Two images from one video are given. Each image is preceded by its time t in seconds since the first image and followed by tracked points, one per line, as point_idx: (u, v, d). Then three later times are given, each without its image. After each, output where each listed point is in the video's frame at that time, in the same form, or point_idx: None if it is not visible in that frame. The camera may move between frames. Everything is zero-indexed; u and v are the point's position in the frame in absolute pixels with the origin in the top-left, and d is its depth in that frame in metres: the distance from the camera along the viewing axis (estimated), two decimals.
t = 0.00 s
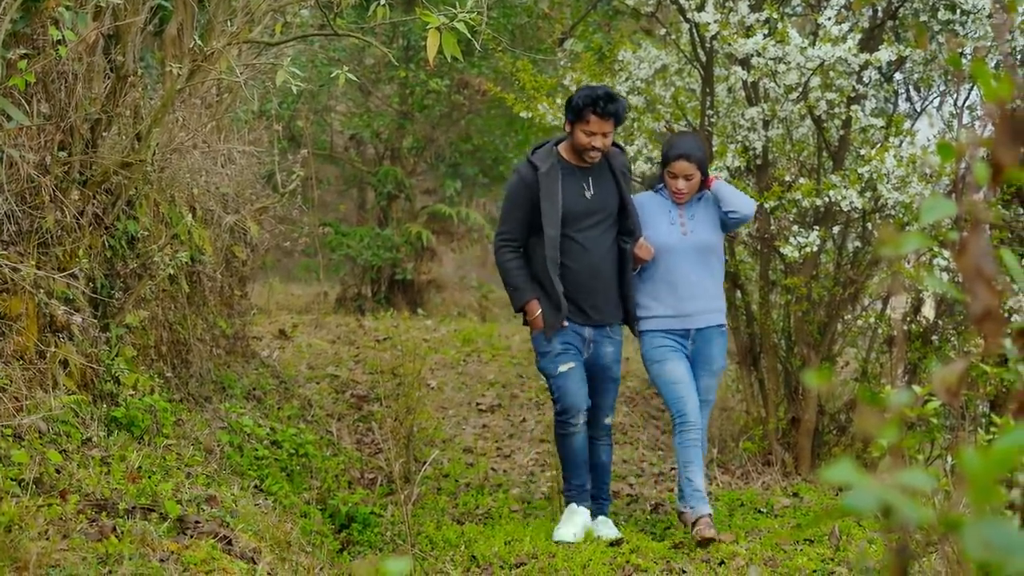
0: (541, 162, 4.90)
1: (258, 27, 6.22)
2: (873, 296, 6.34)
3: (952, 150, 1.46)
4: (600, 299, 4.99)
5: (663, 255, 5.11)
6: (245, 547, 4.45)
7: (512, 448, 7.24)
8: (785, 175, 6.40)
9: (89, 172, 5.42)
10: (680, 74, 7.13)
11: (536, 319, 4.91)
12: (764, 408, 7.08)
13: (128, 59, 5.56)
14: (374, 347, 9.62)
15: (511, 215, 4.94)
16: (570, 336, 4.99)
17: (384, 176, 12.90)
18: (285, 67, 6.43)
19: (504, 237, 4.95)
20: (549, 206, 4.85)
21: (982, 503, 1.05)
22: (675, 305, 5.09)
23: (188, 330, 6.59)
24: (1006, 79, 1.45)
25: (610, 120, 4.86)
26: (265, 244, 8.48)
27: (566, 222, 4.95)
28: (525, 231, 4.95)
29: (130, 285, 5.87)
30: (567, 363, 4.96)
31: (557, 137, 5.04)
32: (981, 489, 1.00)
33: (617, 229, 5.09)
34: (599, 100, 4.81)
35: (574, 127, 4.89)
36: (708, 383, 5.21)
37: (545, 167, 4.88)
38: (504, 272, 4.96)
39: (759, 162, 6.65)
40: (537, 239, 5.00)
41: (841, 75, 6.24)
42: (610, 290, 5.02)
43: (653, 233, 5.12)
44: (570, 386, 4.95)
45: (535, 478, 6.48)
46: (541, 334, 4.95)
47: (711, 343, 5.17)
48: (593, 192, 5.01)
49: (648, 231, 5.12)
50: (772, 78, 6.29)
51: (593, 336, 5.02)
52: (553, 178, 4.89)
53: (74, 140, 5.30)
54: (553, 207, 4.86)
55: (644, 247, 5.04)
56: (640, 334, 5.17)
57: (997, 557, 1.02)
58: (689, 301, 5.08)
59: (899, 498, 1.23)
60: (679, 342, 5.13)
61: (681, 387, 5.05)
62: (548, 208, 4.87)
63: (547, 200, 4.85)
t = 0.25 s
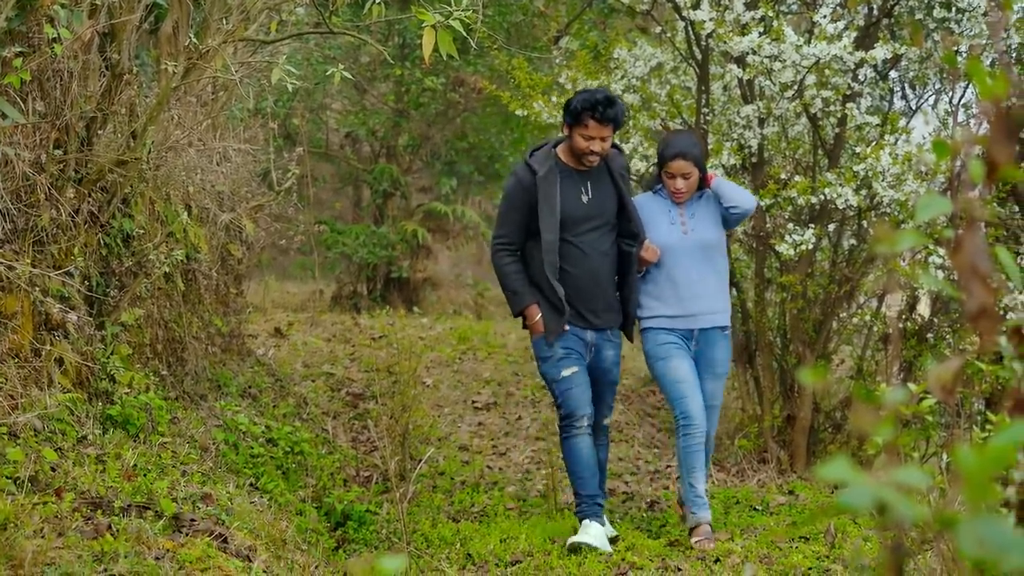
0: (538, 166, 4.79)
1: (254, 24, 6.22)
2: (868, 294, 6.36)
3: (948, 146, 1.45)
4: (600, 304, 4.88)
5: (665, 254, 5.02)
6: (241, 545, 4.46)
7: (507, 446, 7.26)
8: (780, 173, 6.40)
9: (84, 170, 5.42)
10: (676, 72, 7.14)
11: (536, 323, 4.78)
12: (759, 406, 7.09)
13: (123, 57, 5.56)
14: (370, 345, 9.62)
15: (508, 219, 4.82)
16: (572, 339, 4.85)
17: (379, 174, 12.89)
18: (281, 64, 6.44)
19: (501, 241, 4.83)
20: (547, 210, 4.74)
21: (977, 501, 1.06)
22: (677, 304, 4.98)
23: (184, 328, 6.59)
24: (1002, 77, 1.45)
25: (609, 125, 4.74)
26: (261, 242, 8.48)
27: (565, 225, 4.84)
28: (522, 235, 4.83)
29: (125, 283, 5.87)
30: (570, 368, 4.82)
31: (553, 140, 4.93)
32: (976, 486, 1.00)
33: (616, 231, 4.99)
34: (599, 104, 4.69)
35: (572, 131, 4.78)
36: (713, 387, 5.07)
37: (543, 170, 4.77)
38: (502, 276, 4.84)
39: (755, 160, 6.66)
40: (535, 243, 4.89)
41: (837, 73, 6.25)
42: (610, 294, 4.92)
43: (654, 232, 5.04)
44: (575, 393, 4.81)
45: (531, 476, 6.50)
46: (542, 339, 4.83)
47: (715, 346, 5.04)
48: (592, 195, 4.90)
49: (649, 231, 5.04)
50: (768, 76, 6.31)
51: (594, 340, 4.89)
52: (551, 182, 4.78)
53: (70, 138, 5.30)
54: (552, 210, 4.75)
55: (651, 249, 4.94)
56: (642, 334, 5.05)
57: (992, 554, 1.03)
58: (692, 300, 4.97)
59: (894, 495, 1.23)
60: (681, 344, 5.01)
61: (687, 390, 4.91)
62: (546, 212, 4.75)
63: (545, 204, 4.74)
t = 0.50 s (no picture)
0: (530, 170, 4.66)
1: (249, 24, 6.21)
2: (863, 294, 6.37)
3: (943, 147, 1.45)
4: (602, 306, 4.78)
5: (665, 249, 4.95)
6: (236, 545, 4.45)
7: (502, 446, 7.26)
8: (775, 173, 6.39)
9: (79, 170, 5.41)
10: (670, 72, 7.13)
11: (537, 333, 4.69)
12: (754, 406, 7.10)
13: (118, 57, 5.55)
14: (365, 345, 9.62)
15: (503, 226, 4.70)
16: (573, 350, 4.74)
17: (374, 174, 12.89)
18: (276, 65, 6.44)
19: (497, 250, 4.71)
20: (543, 215, 4.62)
21: (972, 502, 1.06)
22: (677, 300, 4.92)
23: (179, 329, 6.58)
24: (996, 77, 1.44)
25: (597, 123, 4.63)
26: (256, 242, 8.48)
27: (561, 228, 4.73)
28: (519, 241, 4.72)
29: (120, 283, 5.87)
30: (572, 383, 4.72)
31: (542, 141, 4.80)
32: (971, 486, 1.01)
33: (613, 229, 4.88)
34: (585, 103, 4.57)
35: (559, 131, 4.66)
36: (718, 380, 4.99)
37: (535, 174, 4.64)
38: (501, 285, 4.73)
39: (749, 160, 6.66)
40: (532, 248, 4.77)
41: (832, 73, 6.25)
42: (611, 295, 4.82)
43: (653, 226, 4.96)
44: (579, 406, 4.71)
45: (526, 476, 6.50)
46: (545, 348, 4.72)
47: (716, 339, 4.97)
48: (586, 194, 4.78)
49: (649, 225, 4.96)
50: (763, 76, 6.32)
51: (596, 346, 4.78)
52: (544, 185, 4.66)
53: (64, 138, 5.29)
54: (547, 214, 4.63)
55: (652, 244, 4.85)
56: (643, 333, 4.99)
57: (986, 553, 1.03)
58: (691, 295, 4.91)
59: (889, 496, 1.23)
60: (683, 337, 4.93)
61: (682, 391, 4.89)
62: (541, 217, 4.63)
63: (541, 209, 4.61)
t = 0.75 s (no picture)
0: (519, 164, 4.59)
1: (244, 25, 6.21)
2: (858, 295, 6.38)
3: (937, 148, 1.46)
4: (600, 300, 4.66)
5: (665, 242, 4.86)
6: (231, 547, 4.45)
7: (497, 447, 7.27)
8: (771, 175, 6.38)
9: (74, 172, 5.41)
10: (665, 73, 7.17)
11: (532, 333, 4.59)
12: (750, 407, 7.12)
13: (113, 59, 5.55)
14: (360, 346, 9.62)
15: (496, 224, 4.62)
16: (571, 351, 4.64)
17: (369, 176, 12.88)
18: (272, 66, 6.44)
19: (492, 248, 4.63)
20: (535, 208, 4.53)
21: (965, 503, 1.04)
22: (677, 295, 4.82)
23: (174, 330, 6.58)
24: (990, 78, 1.43)
25: (582, 114, 4.54)
26: (251, 244, 8.48)
27: (553, 223, 4.63)
28: (513, 238, 4.63)
29: (116, 285, 5.87)
30: (567, 387, 4.63)
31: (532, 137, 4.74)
32: (964, 487, 1.00)
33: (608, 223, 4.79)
34: (567, 94, 4.49)
35: (545, 125, 4.59)
36: (719, 365, 4.84)
37: (524, 168, 4.57)
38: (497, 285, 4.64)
39: (745, 162, 6.69)
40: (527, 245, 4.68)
41: (827, 74, 6.27)
42: (609, 290, 4.70)
43: (653, 219, 4.88)
44: (575, 409, 4.64)
45: (522, 477, 6.52)
46: (544, 348, 4.62)
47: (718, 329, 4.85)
48: (579, 187, 4.69)
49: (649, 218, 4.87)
50: (758, 77, 6.34)
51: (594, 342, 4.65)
52: (535, 179, 4.58)
53: (59, 139, 5.29)
54: (538, 208, 4.54)
55: (650, 232, 4.77)
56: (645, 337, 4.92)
57: (979, 555, 1.01)
58: (690, 288, 4.82)
59: (883, 497, 1.21)
60: (683, 332, 4.84)
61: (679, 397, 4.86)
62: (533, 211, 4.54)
63: (532, 202, 4.53)
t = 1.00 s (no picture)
0: (512, 159, 4.54)
1: (239, 27, 6.20)
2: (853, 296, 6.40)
3: (934, 149, 1.47)
4: (594, 299, 4.59)
5: (663, 243, 4.76)
6: (226, 548, 4.45)
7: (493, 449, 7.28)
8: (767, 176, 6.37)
9: (69, 173, 5.41)
10: (660, 75, 7.16)
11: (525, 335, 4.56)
12: (745, 408, 7.13)
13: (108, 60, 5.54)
14: (355, 347, 9.62)
15: (490, 220, 4.58)
16: (563, 357, 4.60)
17: (364, 177, 12.88)
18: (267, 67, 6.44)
19: (486, 246, 4.59)
20: (526, 205, 4.47)
21: (961, 504, 1.04)
22: (674, 297, 4.74)
23: (169, 332, 6.57)
24: (986, 79, 1.45)
25: (575, 107, 4.48)
26: (246, 245, 8.48)
27: (546, 218, 4.57)
28: (507, 235, 4.58)
29: (111, 286, 5.87)
30: (557, 394, 4.63)
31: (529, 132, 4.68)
32: (959, 488, 1.00)
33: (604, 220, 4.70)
34: (559, 87, 4.43)
35: (538, 119, 4.53)
36: (716, 367, 4.71)
37: (517, 163, 4.51)
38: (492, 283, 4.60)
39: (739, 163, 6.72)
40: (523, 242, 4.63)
41: (822, 76, 6.27)
42: (603, 288, 4.62)
43: (652, 219, 4.78)
44: (566, 416, 4.64)
45: (517, 479, 6.52)
46: (539, 352, 4.59)
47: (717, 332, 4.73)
48: (573, 182, 4.61)
49: (649, 217, 4.78)
50: (752, 79, 6.35)
51: (588, 340, 4.59)
52: (527, 174, 4.52)
53: (55, 141, 5.28)
54: (529, 205, 4.48)
55: (642, 231, 4.68)
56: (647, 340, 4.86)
57: (974, 557, 1.02)
58: (687, 289, 4.72)
59: (878, 498, 1.21)
60: (681, 335, 4.75)
61: (677, 404, 4.81)
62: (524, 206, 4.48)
63: (523, 198, 4.47)
